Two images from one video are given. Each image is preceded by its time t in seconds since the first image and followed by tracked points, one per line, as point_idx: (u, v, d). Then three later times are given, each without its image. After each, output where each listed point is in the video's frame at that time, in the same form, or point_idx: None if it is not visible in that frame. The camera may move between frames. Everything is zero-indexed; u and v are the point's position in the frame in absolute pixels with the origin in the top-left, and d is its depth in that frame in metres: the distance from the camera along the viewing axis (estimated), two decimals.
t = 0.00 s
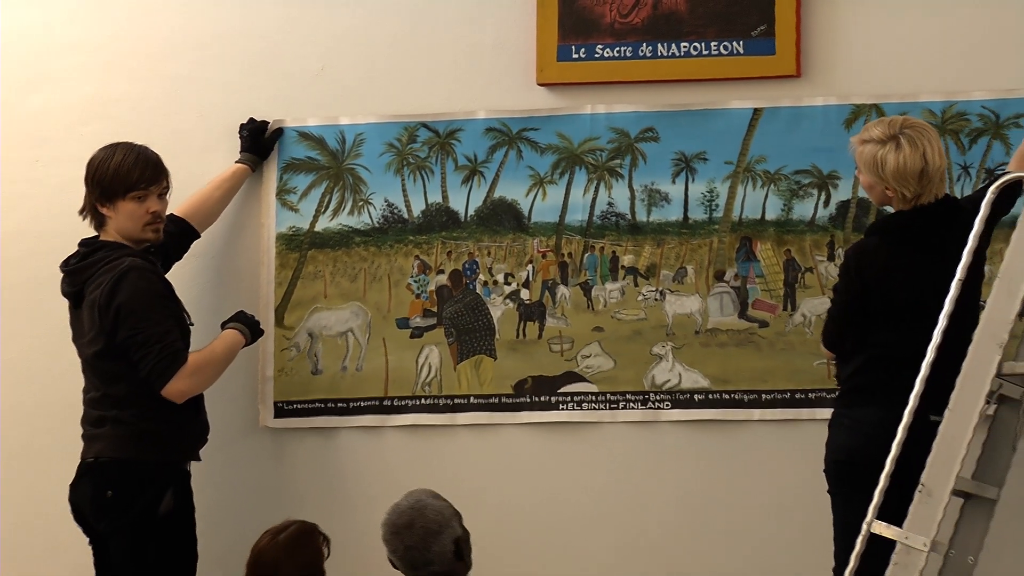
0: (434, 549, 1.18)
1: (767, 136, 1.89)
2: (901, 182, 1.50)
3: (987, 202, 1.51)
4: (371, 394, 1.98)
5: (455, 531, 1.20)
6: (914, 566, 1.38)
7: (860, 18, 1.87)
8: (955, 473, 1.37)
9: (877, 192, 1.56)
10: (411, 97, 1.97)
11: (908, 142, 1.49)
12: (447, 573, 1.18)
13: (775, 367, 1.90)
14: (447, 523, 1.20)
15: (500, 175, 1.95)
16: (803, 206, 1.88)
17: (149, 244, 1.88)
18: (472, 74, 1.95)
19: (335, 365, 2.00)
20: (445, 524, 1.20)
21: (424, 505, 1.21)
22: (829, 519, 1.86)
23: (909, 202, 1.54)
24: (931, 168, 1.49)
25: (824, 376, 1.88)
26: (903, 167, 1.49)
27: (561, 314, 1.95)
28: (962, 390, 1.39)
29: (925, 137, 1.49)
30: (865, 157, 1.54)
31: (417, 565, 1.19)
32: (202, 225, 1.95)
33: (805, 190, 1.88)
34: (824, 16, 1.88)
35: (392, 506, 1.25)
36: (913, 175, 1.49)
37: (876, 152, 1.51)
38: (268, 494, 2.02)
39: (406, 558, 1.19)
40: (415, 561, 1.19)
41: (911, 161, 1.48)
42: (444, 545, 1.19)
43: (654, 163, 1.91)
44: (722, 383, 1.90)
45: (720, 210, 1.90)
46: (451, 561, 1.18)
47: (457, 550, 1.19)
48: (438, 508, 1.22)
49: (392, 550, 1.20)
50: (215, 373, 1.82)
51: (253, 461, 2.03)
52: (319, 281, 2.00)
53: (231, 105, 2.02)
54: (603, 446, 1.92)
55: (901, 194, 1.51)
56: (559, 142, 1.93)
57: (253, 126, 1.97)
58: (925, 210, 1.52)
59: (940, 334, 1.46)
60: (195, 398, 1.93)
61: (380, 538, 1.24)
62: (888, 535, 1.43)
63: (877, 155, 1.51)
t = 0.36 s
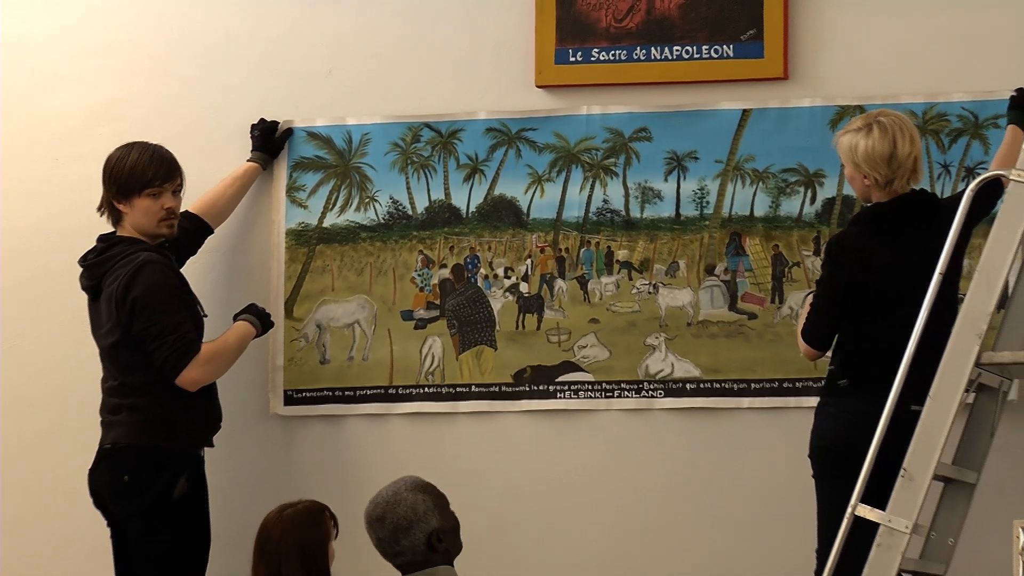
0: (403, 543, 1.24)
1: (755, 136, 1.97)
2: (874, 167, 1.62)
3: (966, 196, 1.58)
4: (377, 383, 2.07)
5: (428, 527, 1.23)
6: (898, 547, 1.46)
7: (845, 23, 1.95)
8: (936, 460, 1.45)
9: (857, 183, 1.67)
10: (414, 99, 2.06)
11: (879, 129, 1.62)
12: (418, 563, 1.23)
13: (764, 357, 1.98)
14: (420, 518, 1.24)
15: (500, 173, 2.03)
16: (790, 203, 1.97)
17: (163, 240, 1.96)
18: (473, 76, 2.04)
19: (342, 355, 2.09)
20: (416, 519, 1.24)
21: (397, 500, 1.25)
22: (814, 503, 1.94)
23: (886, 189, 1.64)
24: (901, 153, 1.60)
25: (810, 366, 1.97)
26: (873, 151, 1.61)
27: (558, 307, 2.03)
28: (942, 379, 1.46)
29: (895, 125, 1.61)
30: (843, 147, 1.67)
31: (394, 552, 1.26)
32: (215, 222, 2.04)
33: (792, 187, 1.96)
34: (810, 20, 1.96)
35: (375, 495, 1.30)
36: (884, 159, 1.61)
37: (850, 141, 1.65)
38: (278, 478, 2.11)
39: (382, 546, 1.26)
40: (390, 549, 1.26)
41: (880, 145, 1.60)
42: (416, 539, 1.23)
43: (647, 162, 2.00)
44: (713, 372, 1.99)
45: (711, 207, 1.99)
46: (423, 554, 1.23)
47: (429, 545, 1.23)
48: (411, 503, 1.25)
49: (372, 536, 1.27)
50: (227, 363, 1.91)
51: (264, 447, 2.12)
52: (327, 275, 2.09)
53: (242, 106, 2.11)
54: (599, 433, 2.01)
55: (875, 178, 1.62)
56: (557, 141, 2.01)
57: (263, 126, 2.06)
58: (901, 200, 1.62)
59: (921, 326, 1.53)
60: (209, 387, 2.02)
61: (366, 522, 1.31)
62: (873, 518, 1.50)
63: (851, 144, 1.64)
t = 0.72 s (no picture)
0: (411, 527, 1.30)
1: (745, 136, 2.06)
2: (854, 158, 1.72)
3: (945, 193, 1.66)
4: (382, 371, 2.16)
5: (437, 514, 1.30)
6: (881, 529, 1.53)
7: (831, 26, 2.04)
8: (916, 445, 1.52)
9: (836, 181, 1.77)
10: (419, 99, 2.15)
11: (856, 123, 1.73)
12: (424, 547, 1.30)
13: (753, 347, 2.06)
14: (430, 504, 1.30)
15: (501, 171, 2.13)
16: (778, 199, 2.05)
17: (178, 234, 2.05)
18: (475, 77, 2.13)
19: (349, 345, 2.18)
20: (427, 505, 1.30)
21: (410, 485, 1.31)
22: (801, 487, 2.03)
23: (866, 181, 1.74)
24: (878, 144, 1.71)
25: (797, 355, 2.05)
26: (852, 143, 1.72)
27: (556, 298, 2.12)
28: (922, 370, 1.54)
29: (869, 119, 1.73)
30: (822, 145, 1.77)
31: (404, 534, 1.32)
32: (228, 217, 2.14)
33: (780, 184, 2.05)
34: (798, 24, 2.05)
35: (392, 476, 1.37)
36: (863, 150, 1.71)
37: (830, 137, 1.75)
38: (287, 462, 2.20)
39: (393, 528, 1.33)
40: (400, 531, 1.32)
41: (860, 136, 1.71)
42: (423, 524, 1.30)
43: (641, 160, 2.09)
44: (704, 361, 2.07)
45: (702, 202, 2.08)
46: (429, 538, 1.30)
47: (436, 530, 1.30)
48: (423, 489, 1.31)
49: (384, 517, 1.34)
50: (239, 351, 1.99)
51: (274, 433, 2.21)
52: (334, 268, 2.19)
53: (255, 106, 2.21)
54: (595, 419, 2.10)
55: (855, 170, 1.72)
56: (554, 140, 2.10)
57: (272, 123, 2.16)
58: (880, 192, 1.73)
59: (903, 318, 1.60)
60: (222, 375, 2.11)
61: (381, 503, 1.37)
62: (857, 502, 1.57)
63: (831, 139, 1.75)
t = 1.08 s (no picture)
0: (434, 503, 1.39)
1: (735, 134, 2.14)
2: (833, 158, 1.81)
3: (927, 191, 1.76)
4: (388, 359, 2.26)
5: (456, 488, 1.40)
6: (865, 510, 1.61)
7: (818, 29, 2.12)
8: (901, 427, 1.61)
9: (815, 179, 1.87)
10: (423, 99, 2.24)
11: (834, 123, 1.82)
12: (441, 522, 1.39)
13: (743, 336, 2.15)
14: (449, 480, 1.40)
15: (501, 168, 2.22)
16: (767, 194, 2.14)
17: (193, 228, 2.15)
18: (476, 78, 2.22)
19: (356, 334, 2.28)
20: (447, 481, 1.40)
21: (430, 463, 1.40)
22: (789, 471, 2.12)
23: (844, 179, 1.84)
24: (856, 143, 1.81)
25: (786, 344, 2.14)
26: (831, 143, 1.81)
27: (554, 290, 2.21)
28: (905, 357, 1.63)
29: (847, 119, 1.82)
30: (802, 145, 1.86)
31: (420, 513, 1.40)
32: (240, 212, 2.23)
33: (769, 180, 2.14)
34: (787, 26, 2.13)
35: (402, 458, 1.43)
36: (842, 149, 1.81)
37: (811, 137, 1.84)
38: (298, 446, 2.30)
39: (411, 506, 1.39)
40: (417, 510, 1.39)
41: (838, 137, 1.80)
42: (443, 501, 1.39)
43: (636, 157, 2.18)
44: (696, 350, 2.16)
45: (694, 198, 2.17)
46: (449, 513, 1.39)
47: (455, 505, 1.40)
48: (442, 466, 1.40)
49: (399, 497, 1.41)
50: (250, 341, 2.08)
51: (285, 419, 2.31)
52: (342, 261, 2.28)
53: (265, 105, 2.30)
54: (591, 405, 2.19)
55: (834, 168, 1.82)
56: (552, 138, 2.20)
57: (281, 121, 2.26)
58: (858, 187, 1.82)
59: (887, 309, 1.69)
60: (234, 363, 2.20)
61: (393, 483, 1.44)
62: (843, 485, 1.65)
63: (811, 139, 1.84)
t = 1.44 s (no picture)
0: (451, 478, 1.49)
1: (725, 132, 2.24)
2: (817, 159, 1.90)
3: (909, 187, 1.84)
4: (393, 348, 2.36)
5: (464, 465, 1.52)
6: (851, 493, 1.69)
7: (805, 31, 2.21)
8: (885, 414, 1.68)
9: (799, 173, 1.96)
10: (427, 98, 2.34)
11: (822, 126, 1.90)
12: (455, 498, 1.49)
13: (733, 326, 2.24)
14: (459, 458, 1.52)
15: (501, 164, 2.32)
16: (756, 190, 2.23)
17: (206, 222, 2.24)
18: (477, 78, 2.32)
19: (362, 324, 2.37)
20: (457, 459, 1.51)
21: (442, 441, 1.50)
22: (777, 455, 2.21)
23: (825, 178, 1.93)
24: (840, 147, 1.89)
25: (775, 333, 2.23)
26: (816, 145, 1.89)
27: (552, 281, 2.31)
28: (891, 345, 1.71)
29: (836, 123, 1.90)
30: (790, 140, 1.95)
31: (435, 490, 1.49)
32: (250, 207, 2.33)
33: (758, 176, 2.23)
34: (775, 28, 2.22)
35: (410, 441, 1.52)
36: (826, 152, 1.89)
37: (798, 135, 1.92)
38: (306, 432, 2.40)
39: (426, 484, 1.48)
40: (435, 487, 1.48)
41: (824, 140, 1.89)
42: (455, 478, 1.50)
43: (631, 154, 2.27)
44: (688, 339, 2.25)
45: (686, 193, 2.26)
46: (461, 488, 1.50)
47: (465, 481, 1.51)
48: (452, 444, 1.52)
49: (413, 477, 1.50)
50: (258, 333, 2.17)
51: (293, 405, 2.41)
52: (348, 253, 2.38)
53: (275, 105, 2.41)
54: (587, 392, 2.28)
55: (817, 168, 1.91)
56: (550, 136, 2.29)
57: (289, 119, 2.36)
58: (841, 184, 1.91)
59: (872, 299, 1.77)
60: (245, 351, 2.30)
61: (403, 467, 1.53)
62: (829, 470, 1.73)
63: (799, 138, 1.92)
